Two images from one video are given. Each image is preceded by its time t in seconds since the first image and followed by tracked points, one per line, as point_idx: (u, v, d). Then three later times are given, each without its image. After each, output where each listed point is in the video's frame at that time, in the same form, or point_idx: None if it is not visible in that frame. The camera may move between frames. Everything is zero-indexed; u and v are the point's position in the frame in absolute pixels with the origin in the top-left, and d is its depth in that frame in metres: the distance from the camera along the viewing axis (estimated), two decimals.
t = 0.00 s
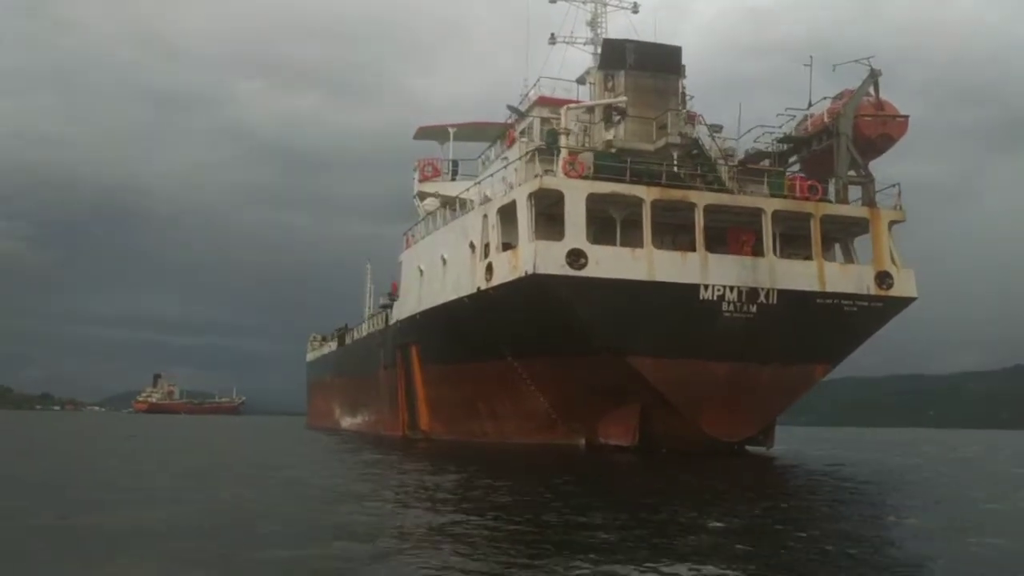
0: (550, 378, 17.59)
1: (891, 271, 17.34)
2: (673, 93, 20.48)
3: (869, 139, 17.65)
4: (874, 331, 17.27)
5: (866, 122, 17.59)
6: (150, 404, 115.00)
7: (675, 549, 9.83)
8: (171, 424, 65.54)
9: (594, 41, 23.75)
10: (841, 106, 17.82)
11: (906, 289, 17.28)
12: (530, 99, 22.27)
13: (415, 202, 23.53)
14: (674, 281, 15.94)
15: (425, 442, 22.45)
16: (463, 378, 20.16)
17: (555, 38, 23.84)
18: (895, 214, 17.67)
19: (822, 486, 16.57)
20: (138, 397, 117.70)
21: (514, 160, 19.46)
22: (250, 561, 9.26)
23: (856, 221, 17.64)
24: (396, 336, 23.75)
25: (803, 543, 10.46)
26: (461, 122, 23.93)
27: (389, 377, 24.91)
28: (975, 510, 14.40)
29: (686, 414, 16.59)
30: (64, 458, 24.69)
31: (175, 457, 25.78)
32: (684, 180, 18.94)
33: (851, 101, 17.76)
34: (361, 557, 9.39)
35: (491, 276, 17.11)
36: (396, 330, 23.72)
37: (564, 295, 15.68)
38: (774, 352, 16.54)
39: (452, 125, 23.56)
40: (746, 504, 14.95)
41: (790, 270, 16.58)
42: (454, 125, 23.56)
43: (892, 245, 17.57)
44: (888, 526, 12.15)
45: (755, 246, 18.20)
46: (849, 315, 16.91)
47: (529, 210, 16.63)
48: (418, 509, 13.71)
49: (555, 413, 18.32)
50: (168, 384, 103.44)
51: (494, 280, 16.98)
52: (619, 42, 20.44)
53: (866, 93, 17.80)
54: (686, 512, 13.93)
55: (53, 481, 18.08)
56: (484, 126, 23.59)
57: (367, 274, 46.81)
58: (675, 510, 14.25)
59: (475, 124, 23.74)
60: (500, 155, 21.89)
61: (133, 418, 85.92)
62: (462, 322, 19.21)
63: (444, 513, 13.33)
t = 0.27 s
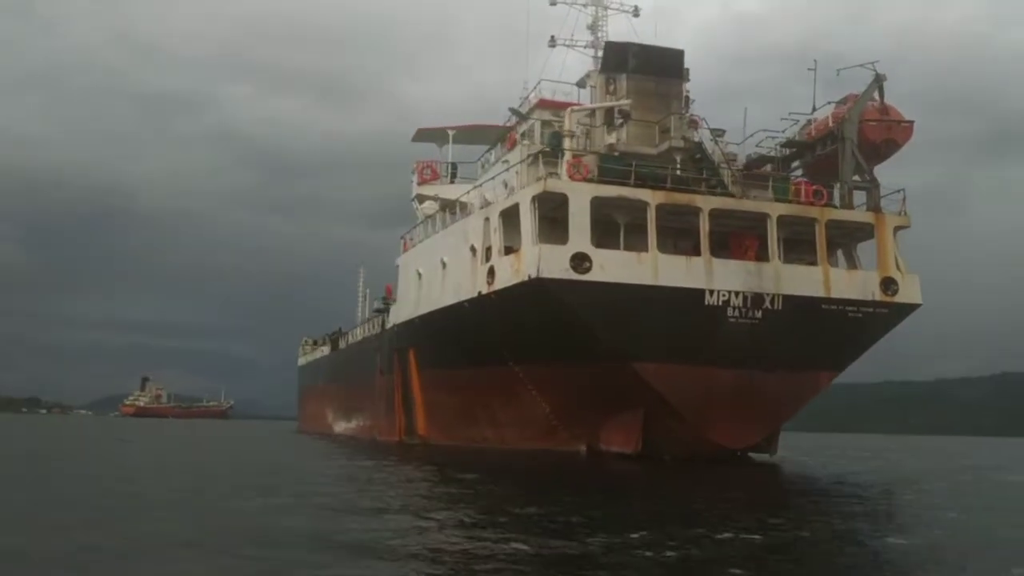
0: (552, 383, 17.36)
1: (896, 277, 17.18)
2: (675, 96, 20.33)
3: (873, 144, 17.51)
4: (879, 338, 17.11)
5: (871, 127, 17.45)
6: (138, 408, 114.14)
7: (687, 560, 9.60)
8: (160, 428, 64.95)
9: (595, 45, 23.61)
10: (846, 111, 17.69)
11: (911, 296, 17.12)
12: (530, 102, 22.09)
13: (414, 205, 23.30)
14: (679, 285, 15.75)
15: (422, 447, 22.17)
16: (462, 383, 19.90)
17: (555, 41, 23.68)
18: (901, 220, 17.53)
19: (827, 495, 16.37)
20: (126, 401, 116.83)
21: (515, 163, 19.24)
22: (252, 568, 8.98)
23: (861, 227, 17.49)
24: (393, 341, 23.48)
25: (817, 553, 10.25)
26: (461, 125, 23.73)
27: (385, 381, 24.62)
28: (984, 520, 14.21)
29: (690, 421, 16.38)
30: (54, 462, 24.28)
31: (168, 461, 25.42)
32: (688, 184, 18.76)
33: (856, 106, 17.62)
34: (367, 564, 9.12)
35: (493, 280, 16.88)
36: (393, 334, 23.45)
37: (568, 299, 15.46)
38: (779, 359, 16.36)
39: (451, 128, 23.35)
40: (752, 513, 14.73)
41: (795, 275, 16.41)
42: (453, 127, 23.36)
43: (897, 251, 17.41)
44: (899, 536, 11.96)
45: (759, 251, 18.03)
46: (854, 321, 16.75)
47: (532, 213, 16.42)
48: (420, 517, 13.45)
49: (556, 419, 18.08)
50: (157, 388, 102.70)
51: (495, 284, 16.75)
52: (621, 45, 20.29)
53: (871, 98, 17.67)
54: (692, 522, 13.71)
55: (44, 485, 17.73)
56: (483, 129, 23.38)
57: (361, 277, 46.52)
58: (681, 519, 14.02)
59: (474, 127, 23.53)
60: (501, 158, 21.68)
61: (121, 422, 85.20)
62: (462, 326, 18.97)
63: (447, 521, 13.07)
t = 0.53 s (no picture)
0: (552, 391, 17.13)
1: (898, 286, 17.06)
2: (675, 103, 20.23)
3: (876, 152, 17.41)
4: (881, 347, 16.98)
5: (874, 135, 17.35)
6: (123, 414, 113.08)
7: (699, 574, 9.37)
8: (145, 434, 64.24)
9: (593, 51, 23.48)
10: (848, 119, 17.58)
11: (913, 306, 17.00)
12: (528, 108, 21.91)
13: (409, 210, 23.05)
14: (681, 293, 15.57)
15: (416, 456, 21.87)
16: (458, 391, 19.64)
17: (553, 47, 23.53)
18: (902, 229, 17.42)
19: (829, 507, 16.19)
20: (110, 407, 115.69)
21: (514, 168, 19.04)
22: None
23: (863, 236, 17.37)
24: (387, 347, 23.19)
25: (829, 567, 10.05)
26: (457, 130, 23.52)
27: (378, 389, 24.31)
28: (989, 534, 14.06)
29: (692, 430, 16.19)
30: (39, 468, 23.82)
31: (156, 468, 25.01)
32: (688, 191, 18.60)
33: (858, 114, 17.52)
34: None
35: (492, 287, 16.65)
36: (387, 341, 23.17)
37: (570, 307, 15.24)
38: (781, 368, 16.19)
39: (448, 133, 23.14)
40: (755, 525, 14.55)
41: (797, 284, 16.26)
42: (450, 132, 23.15)
43: (899, 261, 17.30)
44: (907, 549, 11.78)
45: (760, 259, 17.88)
46: (856, 330, 16.61)
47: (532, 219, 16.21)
48: (419, 528, 13.18)
49: (555, 428, 17.85)
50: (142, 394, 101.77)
51: (495, 291, 16.52)
52: (621, 51, 20.15)
53: (873, 106, 17.57)
54: (697, 534, 13.50)
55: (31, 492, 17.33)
56: (481, 134, 23.17)
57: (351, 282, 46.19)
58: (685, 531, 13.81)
59: (470, 132, 23.33)
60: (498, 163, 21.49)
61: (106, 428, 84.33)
62: (459, 333, 18.72)
63: (447, 532, 12.79)
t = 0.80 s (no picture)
0: (553, 397, 16.91)
1: (902, 292, 16.93)
2: (676, 107, 20.11)
3: (880, 158, 17.30)
4: (886, 354, 16.83)
5: (878, 141, 17.24)
6: (110, 419, 112.13)
7: None
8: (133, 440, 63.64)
9: (593, 55, 23.34)
10: (852, 124, 17.47)
11: (918, 312, 16.87)
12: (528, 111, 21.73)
13: (407, 214, 22.81)
14: (686, 298, 15.39)
15: (413, 462, 21.58)
16: (457, 397, 19.39)
17: (552, 50, 23.37)
18: (907, 235, 17.30)
19: (833, 516, 16.01)
20: (96, 412, 114.64)
21: (515, 172, 18.84)
22: None
23: (867, 242, 17.24)
24: (384, 353, 22.91)
25: None
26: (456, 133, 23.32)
27: (374, 395, 24.02)
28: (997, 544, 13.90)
29: (695, 438, 15.98)
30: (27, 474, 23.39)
31: (146, 475, 24.60)
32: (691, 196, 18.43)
33: (862, 119, 17.41)
34: None
35: (494, 291, 16.42)
36: (383, 346, 22.89)
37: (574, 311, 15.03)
38: (785, 375, 16.01)
39: (447, 136, 22.93)
40: (761, 534, 14.35)
41: (802, 290, 16.10)
42: (448, 135, 22.94)
43: (904, 267, 17.18)
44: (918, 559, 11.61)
45: (763, 265, 17.73)
46: (861, 337, 16.46)
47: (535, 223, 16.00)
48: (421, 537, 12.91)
49: (555, 434, 17.61)
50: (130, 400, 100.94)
51: (496, 295, 16.30)
52: (622, 54, 20.00)
53: (877, 111, 17.47)
54: (704, 544, 13.28)
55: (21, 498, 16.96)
56: (479, 138, 22.96)
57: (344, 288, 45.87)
58: (691, 540, 13.60)
59: (469, 135, 23.13)
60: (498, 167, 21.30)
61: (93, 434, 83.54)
62: (458, 338, 18.47)
63: (450, 541, 12.54)
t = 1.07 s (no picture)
0: (552, 404, 16.70)
1: (902, 300, 16.84)
2: (675, 113, 19.98)
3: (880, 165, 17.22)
4: (886, 362, 16.73)
5: (878, 148, 17.17)
6: (91, 426, 111.04)
7: None
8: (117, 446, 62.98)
9: (590, 61, 23.20)
10: (853, 131, 17.39)
11: (918, 320, 16.78)
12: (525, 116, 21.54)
13: (401, 218, 22.55)
14: (687, 305, 15.23)
15: (407, 470, 21.30)
16: (453, 404, 19.15)
17: (549, 55, 23.20)
18: (907, 243, 17.22)
19: (834, 525, 15.87)
20: (79, 419, 113.38)
21: (513, 177, 18.65)
22: None
23: (867, 249, 17.16)
24: (377, 359, 22.62)
25: None
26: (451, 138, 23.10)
27: (367, 401, 23.71)
28: (1001, 556, 13.80)
29: (696, 445, 15.80)
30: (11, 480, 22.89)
31: (133, 481, 24.19)
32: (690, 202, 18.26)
33: (863, 126, 17.34)
34: None
35: (493, 297, 16.20)
36: (377, 352, 22.61)
37: (575, 317, 14.82)
38: (787, 383, 15.88)
39: (442, 141, 22.71)
40: (762, 545, 14.18)
41: (803, 297, 15.98)
42: (444, 140, 22.72)
43: (904, 275, 17.10)
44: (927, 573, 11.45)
45: (763, 272, 17.60)
46: (862, 345, 16.35)
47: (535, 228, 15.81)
48: (421, 548, 12.65)
49: (553, 441, 17.41)
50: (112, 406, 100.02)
51: (495, 301, 16.09)
52: (621, 60, 19.88)
53: (878, 118, 17.40)
54: (706, 554, 13.11)
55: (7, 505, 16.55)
56: (475, 142, 22.76)
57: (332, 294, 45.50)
58: (692, 550, 13.42)
59: (464, 140, 22.92)
60: (494, 172, 21.07)
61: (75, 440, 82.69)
62: (455, 344, 18.23)
63: (451, 553, 12.28)
